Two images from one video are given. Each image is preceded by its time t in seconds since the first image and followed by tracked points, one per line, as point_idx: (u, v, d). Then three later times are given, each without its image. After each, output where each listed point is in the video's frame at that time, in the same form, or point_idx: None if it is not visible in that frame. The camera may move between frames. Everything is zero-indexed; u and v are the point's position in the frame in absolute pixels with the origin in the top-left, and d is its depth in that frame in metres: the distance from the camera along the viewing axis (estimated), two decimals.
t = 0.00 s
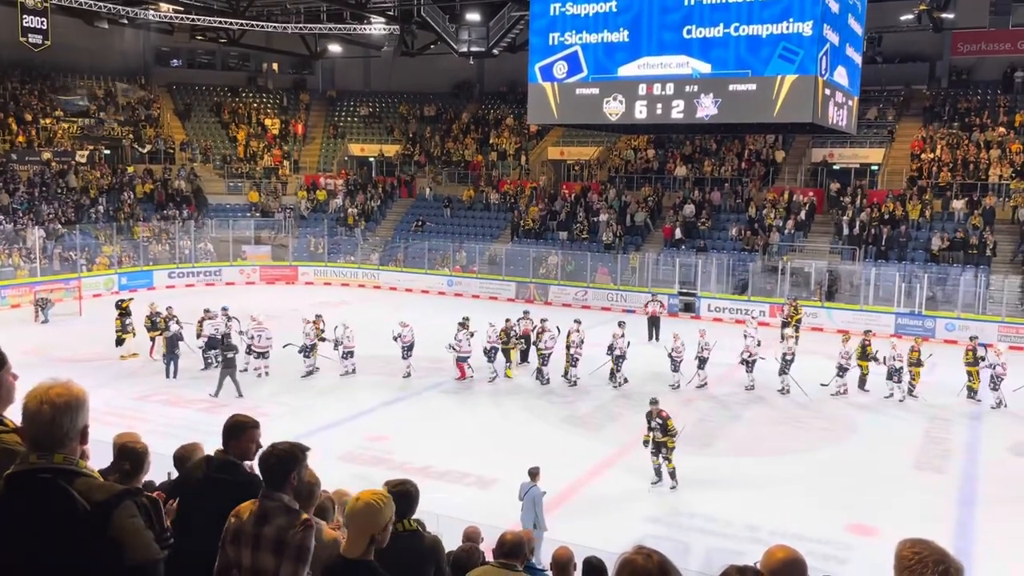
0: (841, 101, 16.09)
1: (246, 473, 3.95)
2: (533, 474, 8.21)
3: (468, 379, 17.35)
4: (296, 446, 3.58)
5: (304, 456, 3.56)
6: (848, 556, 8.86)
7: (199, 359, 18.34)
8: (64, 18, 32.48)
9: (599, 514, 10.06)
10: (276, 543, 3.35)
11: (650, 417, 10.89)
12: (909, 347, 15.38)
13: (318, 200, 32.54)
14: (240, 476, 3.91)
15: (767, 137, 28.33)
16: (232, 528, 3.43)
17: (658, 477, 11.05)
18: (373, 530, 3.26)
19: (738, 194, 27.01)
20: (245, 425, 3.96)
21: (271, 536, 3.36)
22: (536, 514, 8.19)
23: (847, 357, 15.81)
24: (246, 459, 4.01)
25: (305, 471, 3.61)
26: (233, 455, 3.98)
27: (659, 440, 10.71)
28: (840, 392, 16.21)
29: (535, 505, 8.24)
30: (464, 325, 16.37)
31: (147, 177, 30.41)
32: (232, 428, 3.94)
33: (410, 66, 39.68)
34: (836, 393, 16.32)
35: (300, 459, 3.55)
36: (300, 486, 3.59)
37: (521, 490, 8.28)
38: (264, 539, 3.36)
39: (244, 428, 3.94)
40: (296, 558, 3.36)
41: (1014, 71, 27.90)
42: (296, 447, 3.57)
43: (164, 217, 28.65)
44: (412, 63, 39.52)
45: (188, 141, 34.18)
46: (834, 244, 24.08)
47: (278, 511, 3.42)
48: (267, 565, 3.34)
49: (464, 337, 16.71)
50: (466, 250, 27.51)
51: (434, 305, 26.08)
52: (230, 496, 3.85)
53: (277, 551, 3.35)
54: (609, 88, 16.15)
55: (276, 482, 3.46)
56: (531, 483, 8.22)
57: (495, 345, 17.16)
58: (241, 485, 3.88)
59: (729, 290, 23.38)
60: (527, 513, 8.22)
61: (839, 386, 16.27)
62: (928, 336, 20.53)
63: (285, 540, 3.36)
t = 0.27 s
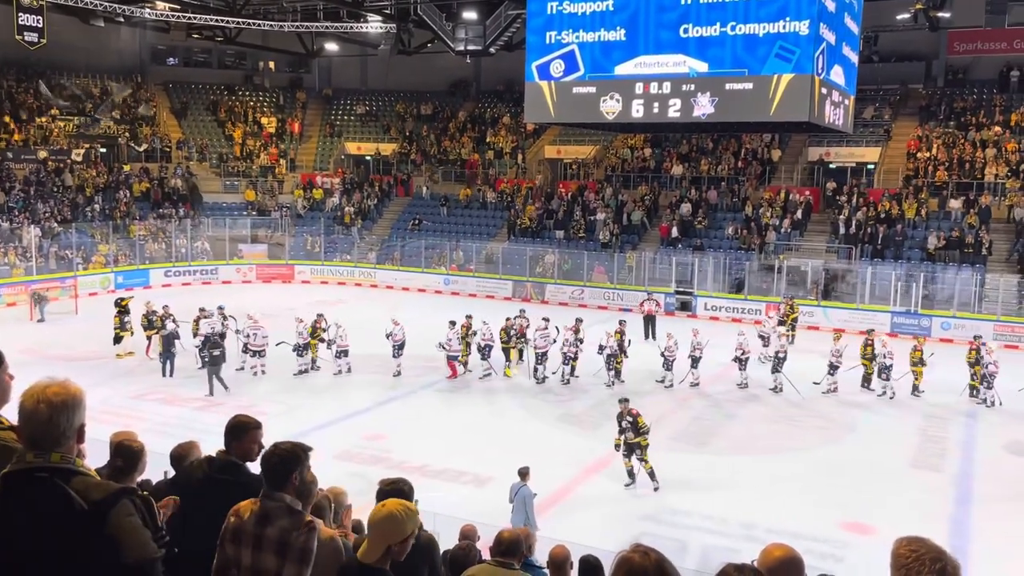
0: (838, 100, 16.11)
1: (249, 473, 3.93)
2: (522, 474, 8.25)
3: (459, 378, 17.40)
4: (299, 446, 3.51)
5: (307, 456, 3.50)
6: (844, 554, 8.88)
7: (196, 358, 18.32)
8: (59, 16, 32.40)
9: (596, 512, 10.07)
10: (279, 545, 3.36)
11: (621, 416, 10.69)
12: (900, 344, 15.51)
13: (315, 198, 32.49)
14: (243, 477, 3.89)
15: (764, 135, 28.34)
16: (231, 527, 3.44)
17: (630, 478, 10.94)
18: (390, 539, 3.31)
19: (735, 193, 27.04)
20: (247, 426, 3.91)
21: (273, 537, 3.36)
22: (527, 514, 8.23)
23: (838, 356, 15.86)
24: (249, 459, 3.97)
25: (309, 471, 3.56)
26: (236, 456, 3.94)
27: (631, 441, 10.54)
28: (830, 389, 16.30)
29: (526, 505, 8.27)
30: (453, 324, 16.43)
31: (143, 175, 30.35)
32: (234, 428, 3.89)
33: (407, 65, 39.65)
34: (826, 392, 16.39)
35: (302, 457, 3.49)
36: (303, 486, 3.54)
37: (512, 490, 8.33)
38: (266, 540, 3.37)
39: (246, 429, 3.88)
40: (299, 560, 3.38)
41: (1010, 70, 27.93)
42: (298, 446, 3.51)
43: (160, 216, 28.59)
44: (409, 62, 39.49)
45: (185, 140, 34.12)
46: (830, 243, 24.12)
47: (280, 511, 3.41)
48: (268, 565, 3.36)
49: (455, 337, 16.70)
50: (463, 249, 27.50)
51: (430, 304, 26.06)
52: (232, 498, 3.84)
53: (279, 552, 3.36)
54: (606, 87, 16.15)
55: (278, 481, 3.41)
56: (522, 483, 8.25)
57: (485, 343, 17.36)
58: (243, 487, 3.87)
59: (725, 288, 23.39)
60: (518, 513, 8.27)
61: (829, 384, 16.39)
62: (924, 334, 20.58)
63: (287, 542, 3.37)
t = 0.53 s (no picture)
0: (831, 99, 16.15)
1: (246, 473, 3.93)
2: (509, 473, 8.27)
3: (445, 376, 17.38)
4: (298, 445, 3.56)
5: (309, 456, 3.55)
6: (837, 551, 8.91)
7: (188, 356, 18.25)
8: (50, 13, 32.21)
9: (590, 511, 10.08)
10: (278, 545, 3.34)
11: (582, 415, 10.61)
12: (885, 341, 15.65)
13: (307, 196, 32.39)
14: (240, 477, 3.88)
15: (757, 134, 28.40)
16: (230, 526, 3.42)
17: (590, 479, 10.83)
18: (379, 534, 3.34)
19: (727, 191, 27.07)
20: (243, 426, 3.91)
21: (273, 538, 3.34)
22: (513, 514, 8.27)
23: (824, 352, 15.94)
24: (246, 459, 3.96)
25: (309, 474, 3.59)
26: (232, 456, 3.93)
27: (592, 440, 10.46)
28: (817, 386, 16.38)
29: (512, 505, 8.30)
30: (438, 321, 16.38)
31: (135, 173, 30.22)
32: (230, 429, 3.89)
33: (400, 63, 39.58)
34: (812, 389, 16.51)
35: (302, 457, 3.52)
36: (304, 487, 3.55)
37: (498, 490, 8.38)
38: (266, 541, 3.34)
39: (243, 429, 3.88)
40: (300, 563, 3.35)
41: (1002, 69, 28.04)
42: (298, 446, 3.56)
43: (151, 214, 28.47)
44: (402, 60, 39.43)
45: (177, 137, 33.97)
46: (822, 241, 24.21)
47: (280, 512, 3.40)
48: (268, 567, 3.32)
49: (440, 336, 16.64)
50: (456, 247, 27.47)
51: (423, 302, 26.02)
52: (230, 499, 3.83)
53: (279, 553, 3.33)
54: (599, 85, 16.14)
55: (279, 481, 3.45)
56: (507, 482, 8.28)
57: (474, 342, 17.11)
58: (241, 488, 3.86)
59: (718, 287, 23.42)
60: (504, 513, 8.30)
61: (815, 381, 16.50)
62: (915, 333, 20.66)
63: (287, 543, 3.35)
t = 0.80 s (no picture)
0: (822, 99, 16.20)
1: (238, 472, 3.92)
2: (497, 475, 8.26)
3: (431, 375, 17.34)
4: (299, 446, 3.51)
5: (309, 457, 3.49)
6: (828, 550, 8.94)
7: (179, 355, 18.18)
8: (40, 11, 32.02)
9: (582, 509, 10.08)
10: (275, 547, 3.33)
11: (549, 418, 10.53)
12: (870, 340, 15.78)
13: (299, 195, 32.29)
14: (232, 475, 3.88)
15: (748, 133, 28.47)
16: (228, 525, 3.41)
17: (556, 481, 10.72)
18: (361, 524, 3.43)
19: (719, 190, 27.13)
20: (234, 426, 3.93)
21: (270, 539, 3.33)
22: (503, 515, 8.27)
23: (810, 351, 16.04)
24: (237, 459, 3.97)
25: (311, 475, 3.54)
26: (224, 456, 3.94)
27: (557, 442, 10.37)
28: (803, 385, 16.46)
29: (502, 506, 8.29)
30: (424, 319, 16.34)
31: (126, 171, 30.07)
32: (220, 428, 3.91)
33: (392, 62, 39.53)
34: (798, 388, 16.60)
35: (301, 458, 3.48)
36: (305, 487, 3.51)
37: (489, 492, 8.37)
38: (263, 542, 3.33)
39: (233, 428, 3.90)
40: (296, 565, 3.34)
41: (992, 69, 28.15)
42: (299, 446, 3.51)
43: (142, 212, 28.36)
44: (394, 58, 39.36)
45: (168, 135, 33.84)
46: (814, 241, 24.31)
47: (278, 513, 3.38)
48: (265, 567, 3.32)
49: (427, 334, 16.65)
50: (449, 246, 27.44)
51: (415, 301, 25.99)
52: (223, 498, 3.82)
53: (276, 555, 3.32)
54: (592, 84, 16.15)
55: (277, 482, 3.41)
56: (496, 484, 8.28)
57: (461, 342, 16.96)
58: (234, 486, 3.85)
59: (710, 286, 23.47)
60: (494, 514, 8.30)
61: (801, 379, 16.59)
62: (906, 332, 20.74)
63: (284, 545, 3.33)
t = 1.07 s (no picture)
0: (807, 98, 16.28)
1: (222, 470, 3.91)
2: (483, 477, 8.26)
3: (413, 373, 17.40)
4: (295, 447, 3.50)
5: (303, 457, 3.49)
6: (812, 547, 9.00)
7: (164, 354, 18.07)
8: (24, 8, 31.71)
9: (568, 507, 10.11)
10: (265, 546, 3.33)
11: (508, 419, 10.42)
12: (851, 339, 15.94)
13: (285, 193, 32.16)
14: (217, 473, 3.87)
15: (735, 133, 28.58)
16: (221, 524, 3.41)
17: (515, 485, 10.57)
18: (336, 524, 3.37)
19: (706, 190, 27.22)
20: (217, 423, 3.93)
21: (261, 538, 3.33)
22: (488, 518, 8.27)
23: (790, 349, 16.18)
24: (220, 457, 3.97)
25: (304, 475, 3.54)
26: (207, 454, 3.93)
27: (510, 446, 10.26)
28: (784, 382, 16.59)
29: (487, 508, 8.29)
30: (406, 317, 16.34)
31: (110, 169, 29.84)
32: (203, 426, 3.91)
33: (379, 60, 39.44)
34: (779, 385, 16.75)
35: (295, 458, 3.47)
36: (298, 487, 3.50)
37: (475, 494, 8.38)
38: (254, 541, 3.33)
39: (217, 425, 3.91)
40: (285, 564, 3.34)
41: (976, 70, 28.37)
42: (295, 446, 3.51)
43: (127, 211, 28.16)
44: (381, 57, 39.26)
45: (153, 133, 33.62)
46: (799, 240, 24.47)
47: (269, 512, 3.38)
48: (256, 566, 3.32)
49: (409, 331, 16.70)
50: (436, 245, 27.41)
51: (403, 300, 25.94)
52: (209, 496, 3.80)
53: (267, 554, 3.32)
54: (579, 83, 16.16)
55: (270, 480, 3.41)
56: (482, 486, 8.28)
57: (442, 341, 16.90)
58: (219, 484, 3.84)
59: (697, 285, 23.57)
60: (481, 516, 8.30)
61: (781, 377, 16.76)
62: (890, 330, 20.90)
63: (275, 544, 3.34)
